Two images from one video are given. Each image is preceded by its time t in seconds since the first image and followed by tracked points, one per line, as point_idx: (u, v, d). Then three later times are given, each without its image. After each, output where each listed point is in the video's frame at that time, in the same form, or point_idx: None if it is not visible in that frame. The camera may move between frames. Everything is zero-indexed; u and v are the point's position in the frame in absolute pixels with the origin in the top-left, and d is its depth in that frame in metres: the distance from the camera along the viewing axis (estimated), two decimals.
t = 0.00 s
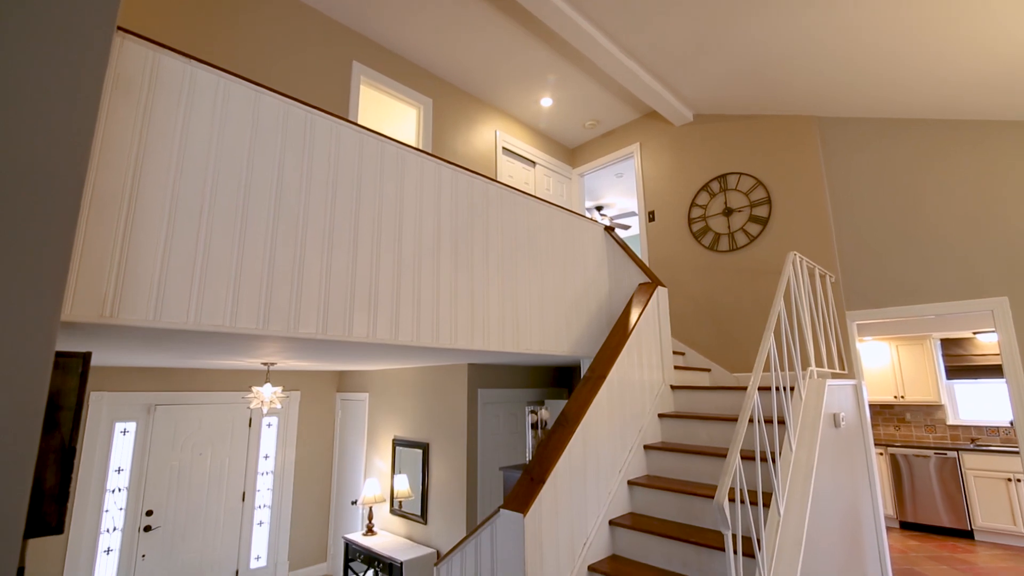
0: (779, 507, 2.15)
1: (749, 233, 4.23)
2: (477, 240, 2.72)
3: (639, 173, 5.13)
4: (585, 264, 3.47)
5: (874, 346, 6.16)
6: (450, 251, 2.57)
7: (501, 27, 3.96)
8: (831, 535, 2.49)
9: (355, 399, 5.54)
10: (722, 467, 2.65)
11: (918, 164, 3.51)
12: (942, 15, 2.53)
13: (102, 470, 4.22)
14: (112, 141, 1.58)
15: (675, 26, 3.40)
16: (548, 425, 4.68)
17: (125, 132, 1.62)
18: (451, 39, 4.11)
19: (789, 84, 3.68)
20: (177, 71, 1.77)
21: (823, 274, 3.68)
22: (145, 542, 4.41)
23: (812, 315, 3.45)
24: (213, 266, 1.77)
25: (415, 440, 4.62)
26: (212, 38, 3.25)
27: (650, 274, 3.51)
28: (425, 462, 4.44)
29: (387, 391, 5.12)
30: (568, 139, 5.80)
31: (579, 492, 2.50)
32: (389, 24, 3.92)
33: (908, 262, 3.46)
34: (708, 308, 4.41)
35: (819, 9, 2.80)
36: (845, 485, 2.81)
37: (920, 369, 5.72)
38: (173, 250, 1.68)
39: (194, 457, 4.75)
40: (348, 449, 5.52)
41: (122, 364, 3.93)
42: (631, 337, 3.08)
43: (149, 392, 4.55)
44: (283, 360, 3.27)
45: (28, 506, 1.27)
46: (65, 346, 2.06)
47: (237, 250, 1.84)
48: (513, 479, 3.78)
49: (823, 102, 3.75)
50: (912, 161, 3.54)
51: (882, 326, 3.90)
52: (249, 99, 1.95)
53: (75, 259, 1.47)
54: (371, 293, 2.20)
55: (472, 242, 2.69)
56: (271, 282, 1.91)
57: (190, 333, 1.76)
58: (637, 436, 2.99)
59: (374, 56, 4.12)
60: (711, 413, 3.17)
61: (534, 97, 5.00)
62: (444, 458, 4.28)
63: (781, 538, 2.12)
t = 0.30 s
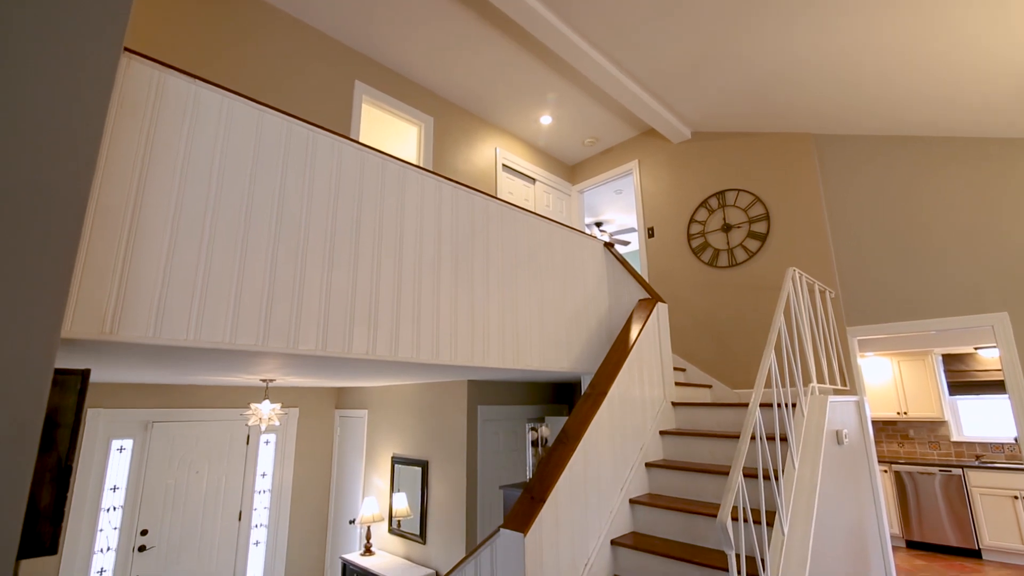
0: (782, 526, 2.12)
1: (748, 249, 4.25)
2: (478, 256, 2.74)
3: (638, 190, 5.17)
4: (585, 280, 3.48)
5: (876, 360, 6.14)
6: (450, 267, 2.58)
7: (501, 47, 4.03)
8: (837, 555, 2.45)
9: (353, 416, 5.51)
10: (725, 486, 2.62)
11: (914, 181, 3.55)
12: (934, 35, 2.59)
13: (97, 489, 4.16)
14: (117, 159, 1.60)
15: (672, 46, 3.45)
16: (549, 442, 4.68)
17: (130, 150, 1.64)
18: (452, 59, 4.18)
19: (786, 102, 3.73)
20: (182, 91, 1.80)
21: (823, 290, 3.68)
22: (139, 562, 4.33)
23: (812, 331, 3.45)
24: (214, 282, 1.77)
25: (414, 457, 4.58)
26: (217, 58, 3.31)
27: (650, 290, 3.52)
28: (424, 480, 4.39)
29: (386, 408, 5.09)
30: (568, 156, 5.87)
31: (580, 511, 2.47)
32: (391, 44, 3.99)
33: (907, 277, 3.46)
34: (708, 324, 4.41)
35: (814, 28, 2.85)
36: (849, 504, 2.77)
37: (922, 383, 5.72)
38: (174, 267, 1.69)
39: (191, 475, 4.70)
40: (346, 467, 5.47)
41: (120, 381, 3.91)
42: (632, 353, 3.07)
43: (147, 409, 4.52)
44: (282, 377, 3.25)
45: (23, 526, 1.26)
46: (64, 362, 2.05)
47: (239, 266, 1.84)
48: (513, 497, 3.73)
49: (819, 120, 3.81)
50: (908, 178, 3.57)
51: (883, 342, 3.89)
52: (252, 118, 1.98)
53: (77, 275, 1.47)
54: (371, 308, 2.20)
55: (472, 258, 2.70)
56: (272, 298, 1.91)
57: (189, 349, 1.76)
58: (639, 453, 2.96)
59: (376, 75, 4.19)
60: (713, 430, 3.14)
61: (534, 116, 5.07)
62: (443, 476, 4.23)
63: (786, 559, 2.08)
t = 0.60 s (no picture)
0: (786, 544, 2.09)
1: (748, 264, 4.25)
2: (478, 272, 2.75)
3: (637, 205, 5.20)
4: (585, 296, 3.48)
5: (878, 377, 6.09)
6: (451, 283, 2.59)
7: (502, 66, 4.10)
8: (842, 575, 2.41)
9: (352, 433, 5.47)
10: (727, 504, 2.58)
11: (911, 196, 3.58)
12: (928, 54, 2.63)
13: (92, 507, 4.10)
14: (120, 176, 1.62)
15: (670, 65, 3.51)
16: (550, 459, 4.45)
17: (133, 167, 1.65)
18: (454, 78, 4.25)
19: (783, 120, 3.77)
20: (186, 109, 1.83)
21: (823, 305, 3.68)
22: None
23: (813, 346, 3.44)
24: (215, 298, 1.78)
25: (413, 475, 4.53)
26: (222, 76, 3.36)
27: (650, 305, 3.52)
28: (423, 498, 4.34)
29: (385, 425, 5.06)
30: (568, 172, 5.92)
31: (582, 529, 2.43)
32: (393, 64, 4.06)
33: (907, 292, 3.47)
34: (709, 340, 4.39)
35: (809, 47, 2.89)
36: (853, 522, 2.73)
37: (924, 397, 5.68)
38: (175, 283, 1.69)
39: (188, 492, 4.64)
40: (344, 485, 5.41)
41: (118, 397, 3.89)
42: (632, 369, 3.06)
43: (144, 425, 4.49)
44: (281, 393, 3.24)
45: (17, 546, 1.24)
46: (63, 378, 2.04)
47: (239, 282, 1.85)
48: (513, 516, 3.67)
49: (815, 137, 3.85)
50: (904, 195, 3.61)
51: (884, 357, 3.88)
52: (255, 135, 2.00)
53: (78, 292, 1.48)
54: (371, 324, 2.20)
55: (472, 273, 2.71)
56: (272, 314, 1.92)
57: (188, 365, 1.76)
58: (640, 471, 2.93)
59: (378, 93, 4.25)
60: (715, 447, 3.11)
61: (533, 133, 5.13)
62: (443, 493, 4.18)
63: None
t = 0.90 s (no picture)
0: (790, 564, 2.06)
1: (747, 278, 4.26)
2: (478, 287, 2.75)
3: (637, 220, 5.23)
4: (585, 311, 3.48)
5: (880, 392, 6.14)
6: (450, 298, 2.59)
7: (502, 83, 4.16)
8: None
9: (351, 449, 5.43)
10: (730, 522, 2.55)
11: (908, 211, 3.61)
12: (920, 72, 2.67)
13: (86, 525, 4.04)
14: (122, 192, 1.63)
15: (667, 83, 3.56)
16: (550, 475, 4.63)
17: (136, 183, 1.67)
18: (454, 96, 4.32)
19: (779, 136, 3.82)
20: (190, 126, 1.85)
21: (823, 320, 3.68)
22: None
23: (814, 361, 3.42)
24: (215, 314, 1.78)
25: (411, 492, 4.48)
26: (225, 94, 3.41)
27: (650, 320, 3.51)
28: (422, 516, 4.28)
29: (384, 441, 5.02)
30: (567, 188, 5.97)
31: (583, 548, 2.40)
32: (395, 82, 4.13)
33: (906, 307, 3.48)
34: (709, 354, 4.38)
35: (804, 65, 2.94)
36: (858, 541, 2.69)
37: (928, 415, 5.68)
38: (175, 298, 1.70)
39: (184, 510, 4.57)
40: (342, 503, 5.35)
41: (116, 413, 3.87)
42: (633, 384, 3.05)
43: (142, 442, 4.46)
44: (280, 409, 3.22)
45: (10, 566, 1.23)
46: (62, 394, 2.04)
47: (240, 297, 1.85)
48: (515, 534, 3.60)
49: (811, 153, 3.90)
50: (901, 211, 3.64)
51: (886, 372, 3.86)
52: (257, 152, 2.03)
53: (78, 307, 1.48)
54: (371, 340, 2.20)
55: (472, 288, 2.72)
56: (272, 330, 1.91)
57: (186, 381, 1.75)
58: (641, 488, 2.90)
59: (379, 110, 4.30)
60: (717, 464, 3.08)
61: (533, 149, 5.18)
62: (442, 511, 4.13)
63: None
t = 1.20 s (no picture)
0: None
1: (747, 292, 4.26)
2: (479, 302, 2.76)
3: (636, 234, 5.25)
4: (585, 325, 3.48)
5: (883, 406, 6.13)
6: (451, 313, 2.59)
7: (502, 100, 4.21)
8: None
9: (350, 465, 5.38)
10: (733, 539, 2.52)
11: (906, 225, 3.63)
12: (915, 88, 2.71)
13: (81, 542, 3.97)
14: (125, 208, 1.64)
15: (665, 99, 3.61)
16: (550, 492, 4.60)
17: (139, 199, 1.68)
18: (455, 112, 4.37)
19: (776, 151, 3.86)
20: (193, 143, 1.87)
21: (824, 334, 3.67)
22: None
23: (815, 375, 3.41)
24: (215, 329, 1.78)
25: (411, 509, 4.42)
26: (229, 110, 3.45)
27: (651, 334, 3.51)
28: (421, 533, 4.23)
29: (384, 456, 4.98)
30: (567, 202, 6.01)
31: (584, 566, 2.37)
32: (396, 99, 4.18)
33: (906, 321, 3.48)
34: (710, 368, 4.36)
35: (800, 82, 2.99)
36: (863, 558, 2.65)
37: (930, 429, 5.66)
38: (175, 313, 1.70)
39: (180, 527, 4.50)
40: (340, 520, 5.28)
41: (114, 428, 3.84)
42: (633, 399, 3.03)
43: (139, 457, 4.42)
44: (279, 424, 3.20)
45: None
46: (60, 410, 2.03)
47: (240, 312, 1.86)
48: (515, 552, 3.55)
49: (809, 168, 3.93)
50: (898, 225, 3.66)
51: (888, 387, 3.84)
52: (259, 168, 2.05)
53: (78, 323, 1.48)
54: (371, 356, 2.19)
55: (472, 303, 2.72)
56: (271, 345, 1.91)
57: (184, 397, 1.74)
58: (643, 505, 2.87)
59: (381, 127, 4.35)
60: (719, 479, 3.05)
61: (533, 164, 5.23)
62: (441, 528, 4.08)
63: None
